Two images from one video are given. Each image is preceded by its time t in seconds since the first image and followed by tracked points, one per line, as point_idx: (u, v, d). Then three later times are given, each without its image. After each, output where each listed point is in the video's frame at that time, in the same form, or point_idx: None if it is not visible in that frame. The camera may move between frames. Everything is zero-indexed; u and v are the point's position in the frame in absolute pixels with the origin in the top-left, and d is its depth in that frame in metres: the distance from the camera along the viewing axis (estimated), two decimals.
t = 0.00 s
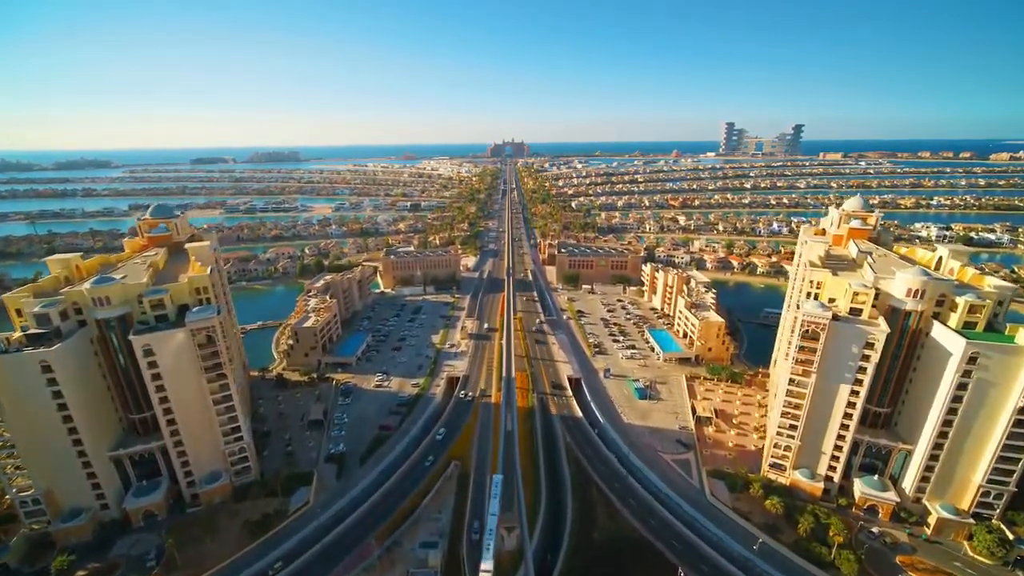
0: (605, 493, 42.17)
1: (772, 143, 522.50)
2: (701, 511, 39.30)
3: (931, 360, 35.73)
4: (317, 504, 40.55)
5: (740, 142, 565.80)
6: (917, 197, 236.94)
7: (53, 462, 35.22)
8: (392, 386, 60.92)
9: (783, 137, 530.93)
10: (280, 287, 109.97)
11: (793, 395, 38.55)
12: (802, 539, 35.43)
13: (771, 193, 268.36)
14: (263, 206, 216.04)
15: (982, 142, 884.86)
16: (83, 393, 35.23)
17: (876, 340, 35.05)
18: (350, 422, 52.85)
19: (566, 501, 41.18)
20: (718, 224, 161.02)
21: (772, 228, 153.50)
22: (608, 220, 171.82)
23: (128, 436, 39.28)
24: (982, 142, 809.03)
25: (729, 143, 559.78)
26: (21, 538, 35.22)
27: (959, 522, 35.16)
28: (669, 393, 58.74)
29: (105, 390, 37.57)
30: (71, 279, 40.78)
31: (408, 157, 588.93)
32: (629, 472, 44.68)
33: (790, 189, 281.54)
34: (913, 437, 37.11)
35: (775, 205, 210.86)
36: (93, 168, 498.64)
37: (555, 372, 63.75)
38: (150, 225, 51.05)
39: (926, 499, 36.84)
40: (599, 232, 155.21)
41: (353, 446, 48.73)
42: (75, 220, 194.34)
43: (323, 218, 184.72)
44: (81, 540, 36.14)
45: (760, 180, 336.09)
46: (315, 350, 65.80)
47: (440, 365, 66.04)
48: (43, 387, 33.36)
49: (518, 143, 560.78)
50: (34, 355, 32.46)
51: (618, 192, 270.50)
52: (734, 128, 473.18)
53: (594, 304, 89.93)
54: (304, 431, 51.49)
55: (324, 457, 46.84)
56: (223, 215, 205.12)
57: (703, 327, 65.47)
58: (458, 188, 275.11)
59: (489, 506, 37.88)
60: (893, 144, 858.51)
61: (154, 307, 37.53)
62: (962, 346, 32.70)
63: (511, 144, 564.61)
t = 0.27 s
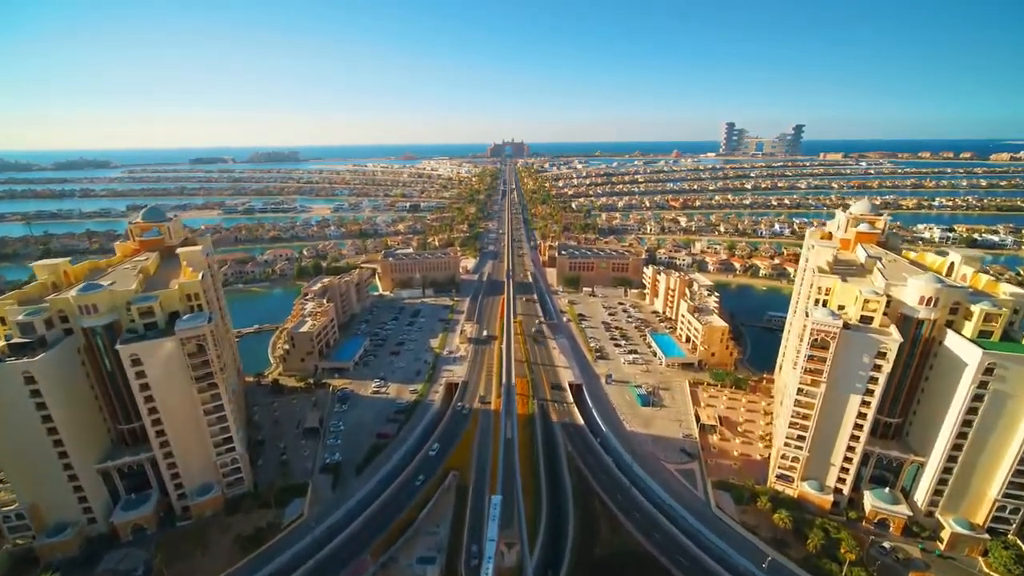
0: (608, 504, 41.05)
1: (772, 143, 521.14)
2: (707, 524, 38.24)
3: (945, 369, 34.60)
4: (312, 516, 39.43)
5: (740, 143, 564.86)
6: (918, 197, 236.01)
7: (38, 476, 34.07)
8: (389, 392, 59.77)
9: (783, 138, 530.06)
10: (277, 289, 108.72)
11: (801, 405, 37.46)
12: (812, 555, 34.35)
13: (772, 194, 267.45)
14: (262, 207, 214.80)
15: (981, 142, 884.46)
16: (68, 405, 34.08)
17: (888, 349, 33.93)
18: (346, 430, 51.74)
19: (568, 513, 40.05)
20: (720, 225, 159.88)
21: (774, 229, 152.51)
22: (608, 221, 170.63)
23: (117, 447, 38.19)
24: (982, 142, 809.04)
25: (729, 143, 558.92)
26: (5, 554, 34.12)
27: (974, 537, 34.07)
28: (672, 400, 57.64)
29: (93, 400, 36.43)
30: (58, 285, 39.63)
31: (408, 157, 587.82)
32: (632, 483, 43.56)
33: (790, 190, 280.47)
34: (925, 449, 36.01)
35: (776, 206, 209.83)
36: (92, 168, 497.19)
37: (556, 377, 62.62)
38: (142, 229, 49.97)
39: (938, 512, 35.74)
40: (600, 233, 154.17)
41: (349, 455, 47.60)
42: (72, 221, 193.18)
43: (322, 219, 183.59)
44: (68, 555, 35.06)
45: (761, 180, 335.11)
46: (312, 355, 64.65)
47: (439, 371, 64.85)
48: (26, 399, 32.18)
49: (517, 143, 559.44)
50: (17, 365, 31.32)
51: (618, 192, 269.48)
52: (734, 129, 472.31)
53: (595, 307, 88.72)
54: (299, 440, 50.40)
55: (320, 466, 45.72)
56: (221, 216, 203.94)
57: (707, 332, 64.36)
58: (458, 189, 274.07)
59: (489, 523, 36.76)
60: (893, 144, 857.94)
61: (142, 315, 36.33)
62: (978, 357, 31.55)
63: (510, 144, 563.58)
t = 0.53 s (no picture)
0: (610, 518, 39.97)
1: (773, 143, 519.98)
2: (713, 539, 37.14)
3: (960, 380, 33.44)
4: (306, 530, 38.34)
5: (741, 143, 563.77)
6: (920, 198, 234.97)
7: (21, 490, 32.84)
8: (387, 399, 58.59)
9: (784, 138, 529.14)
10: (274, 292, 107.55)
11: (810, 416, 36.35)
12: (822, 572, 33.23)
13: (773, 194, 266.41)
14: (260, 207, 213.59)
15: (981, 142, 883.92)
16: (53, 417, 32.88)
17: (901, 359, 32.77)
18: (343, 438, 50.65)
19: (570, 528, 39.00)
20: (721, 226, 158.76)
21: (775, 230, 151.46)
22: (609, 221, 169.42)
23: (105, 458, 37.06)
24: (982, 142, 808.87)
25: (730, 143, 557.91)
26: None
27: (990, 554, 32.92)
28: (676, 407, 56.54)
29: (79, 411, 35.27)
30: (45, 292, 38.48)
31: (408, 157, 586.70)
32: (636, 496, 42.45)
33: (791, 191, 279.30)
34: (939, 461, 34.85)
35: (777, 207, 208.72)
36: (91, 168, 496.08)
37: (557, 384, 61.47)
38: (133, 233, 48.84)
39: (952, 527, 34.62)
40: (600, 234, 153.05)
41: (346, 465, 46.50)
42: (70, 222, 191.98)
43: (321, 220, 182.40)
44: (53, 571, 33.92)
45: (762, 181, 334.06)
46: (308, 360, 63.48)
47: (437, 377, 63.71)
48: (8, 412, 30.91)
49: (517, 143, 558.15)
50: None
51: (619, 193, 268.31)
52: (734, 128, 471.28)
53: (596, 310, 87.51)
54: (295, 448, 49.31)
55: (315, 477, 44.62)
56: (219, 216, 202.73)
57: (710, 337, 63.24)
58: (458, 189, 272.95)
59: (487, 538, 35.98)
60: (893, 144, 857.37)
61: (130, 323, 35.18)
62: (996, 368, 30.37)
63: (510, 144, 562.43)
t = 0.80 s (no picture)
0: (614, 534, 38.81)
1: (773, 143, 519.00)
2: (720, 554, 35.97)
3: (974, 390, 32.32)
4: (301, 544, 37.30)
5: (741, 142, 563.03)
6: (922, 198, 234.02)
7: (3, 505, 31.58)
8: (384, 406, 57.40)
9: (784, 138, 528.28)
10: (272, 295, 106.46)
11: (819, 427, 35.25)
12: None
13: (774, 194, 265.45)
14: (259, 208, 212.41)
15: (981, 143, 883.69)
16: (36, 430, 31.67)
17: (915, 370, 31.64)
18: (339, 447, 49.58)
19: (572, 543, 37.85)
20: (722, 227, 157.72)
21: (777, 231, 150.47)
22: (609, 222, 168.21)
23: (92, 471, 35.94)
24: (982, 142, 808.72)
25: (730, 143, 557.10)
26: None
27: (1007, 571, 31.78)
28: (679, 413, 55.42)
29: (64, 422, 34.11)
30: (31, 298, 37.36)
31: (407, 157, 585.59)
32: (639, 509, 41.25)
33: (792, 191, 278.23)
34: (952, 474, 33.75)
35: (778, 207, 207.70)
36: (90, 168, 494.93)
37: (557, 390, 60.28)
38: (124, 237, 47.65)
39: (966, 542, 33.53)
40: (601, 236, 152.03)
41: (342, 475, 45.42)
42: (67, 223, 191.09)
43: (319, 221, 181.27)
44: None
45: (762, 181, 333.01)
46: (304, 365, 62.36)
47: (436, 382, 62.55)
48: None
49: (517, 143, 556.95)
50: None
51: (619, 193, 267.30)
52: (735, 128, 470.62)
53: (597, 314, 86.38)
54: (289, 458, 48.28)
55: (310, 488, 43.58)
56: (218, 217, 201.66)
57: (713, 342, 62.10)
58: (457, 190, 271.92)
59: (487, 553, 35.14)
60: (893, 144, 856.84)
61: (117, 332, 33.99)
62: (1013, 379, 29.25)
63: (510, 144, 561.36)
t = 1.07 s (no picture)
0: (616, 548, 37.77)
1: (773, 144, 517.93)
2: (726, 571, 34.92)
3: (991, 403, 31.18)
4: (294, 559, 36.23)
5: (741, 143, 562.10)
6: (924, 199, 232.95)
7: None
8: (382, 412, 56.30)
9: (784, 138, 527.49)
10: (269, 297, 105.38)
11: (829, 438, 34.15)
12: None
13: (775, 195, 264.60)
14: (257, 209, 211.34)
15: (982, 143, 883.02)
16: (19, 442, 30.42)
17: (930, 382, 30.53)
18: (334, 456, 48.49)
19: (574, 558, 36.72)
20: (724, 229, 156.60)
21: (779, 233, 149.45)
22: (610, 223, 167.04)
23: (78, 484, 34.82)
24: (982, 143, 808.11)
25: (731, 143, 556.40)
26: None
27: None
28: (682, 421, 54.33)
29: (49, 434, 32.98)
30: (16, 306, 36.28)
31: (407, 157, 584.65)
32: (643, 522, 40.16)
33: (794, 192, 277.01)
34: (967, 489, 32.62)
35: (780, 208, 206.76)
36: (89, 168, 493.85)
37: (558, 396, 59.13)
38: (114, 241, 46.57)
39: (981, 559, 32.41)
40: (601, 237, 151.06)
41: (337, 486, 44.30)
42: (64, 223, 190.14)
43: (318, 222, 180.23)
44: None
45: (763, 181, 332.01)
46: (301, 371, 61.25)
47: (434, 389, 61.39)
48: None
49: (517, 143, 555.66)
50: None
51: (619, 194, 266.30)
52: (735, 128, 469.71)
53: (598, 317, 85.25)
54: (284, 467, 47.24)
55: (304, 499, 42.50)
56: (216, 218, 200.63)
57: (717, 348, 60.98)
58: (457, 190, 271.01)
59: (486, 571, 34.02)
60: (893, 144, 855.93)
61: (103, 341, 32.88)
62: None
63: (510, 144, 560.39)
